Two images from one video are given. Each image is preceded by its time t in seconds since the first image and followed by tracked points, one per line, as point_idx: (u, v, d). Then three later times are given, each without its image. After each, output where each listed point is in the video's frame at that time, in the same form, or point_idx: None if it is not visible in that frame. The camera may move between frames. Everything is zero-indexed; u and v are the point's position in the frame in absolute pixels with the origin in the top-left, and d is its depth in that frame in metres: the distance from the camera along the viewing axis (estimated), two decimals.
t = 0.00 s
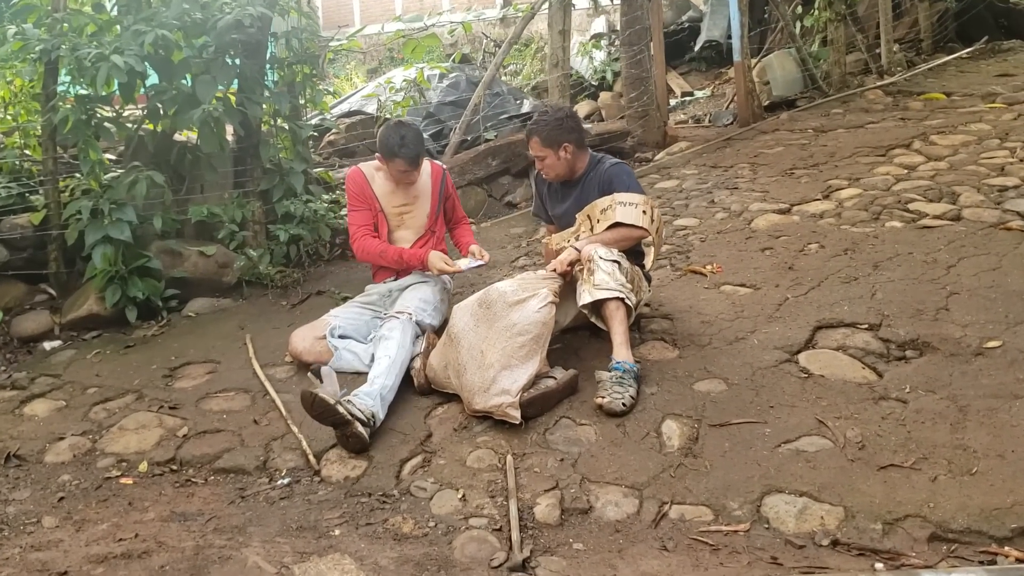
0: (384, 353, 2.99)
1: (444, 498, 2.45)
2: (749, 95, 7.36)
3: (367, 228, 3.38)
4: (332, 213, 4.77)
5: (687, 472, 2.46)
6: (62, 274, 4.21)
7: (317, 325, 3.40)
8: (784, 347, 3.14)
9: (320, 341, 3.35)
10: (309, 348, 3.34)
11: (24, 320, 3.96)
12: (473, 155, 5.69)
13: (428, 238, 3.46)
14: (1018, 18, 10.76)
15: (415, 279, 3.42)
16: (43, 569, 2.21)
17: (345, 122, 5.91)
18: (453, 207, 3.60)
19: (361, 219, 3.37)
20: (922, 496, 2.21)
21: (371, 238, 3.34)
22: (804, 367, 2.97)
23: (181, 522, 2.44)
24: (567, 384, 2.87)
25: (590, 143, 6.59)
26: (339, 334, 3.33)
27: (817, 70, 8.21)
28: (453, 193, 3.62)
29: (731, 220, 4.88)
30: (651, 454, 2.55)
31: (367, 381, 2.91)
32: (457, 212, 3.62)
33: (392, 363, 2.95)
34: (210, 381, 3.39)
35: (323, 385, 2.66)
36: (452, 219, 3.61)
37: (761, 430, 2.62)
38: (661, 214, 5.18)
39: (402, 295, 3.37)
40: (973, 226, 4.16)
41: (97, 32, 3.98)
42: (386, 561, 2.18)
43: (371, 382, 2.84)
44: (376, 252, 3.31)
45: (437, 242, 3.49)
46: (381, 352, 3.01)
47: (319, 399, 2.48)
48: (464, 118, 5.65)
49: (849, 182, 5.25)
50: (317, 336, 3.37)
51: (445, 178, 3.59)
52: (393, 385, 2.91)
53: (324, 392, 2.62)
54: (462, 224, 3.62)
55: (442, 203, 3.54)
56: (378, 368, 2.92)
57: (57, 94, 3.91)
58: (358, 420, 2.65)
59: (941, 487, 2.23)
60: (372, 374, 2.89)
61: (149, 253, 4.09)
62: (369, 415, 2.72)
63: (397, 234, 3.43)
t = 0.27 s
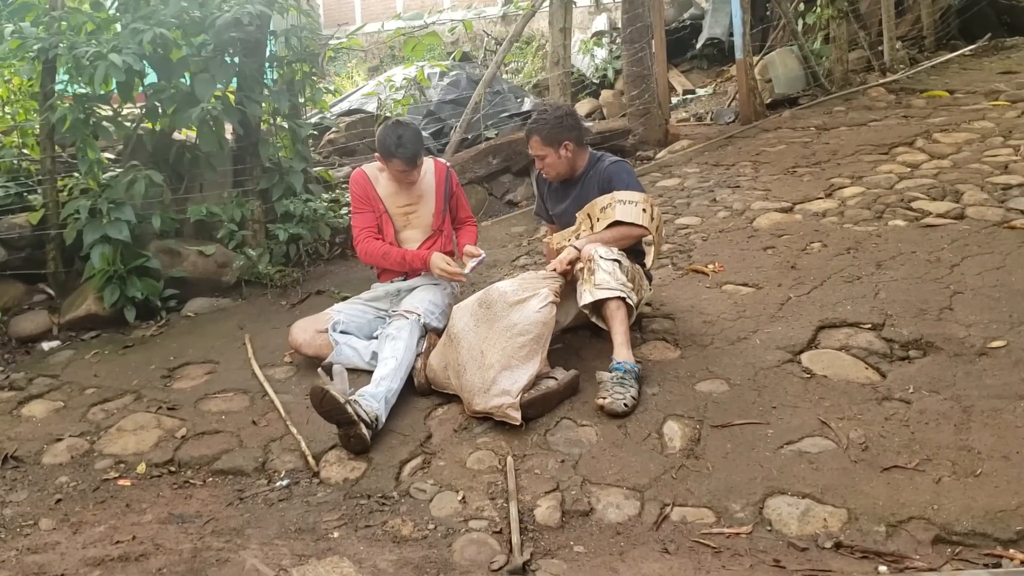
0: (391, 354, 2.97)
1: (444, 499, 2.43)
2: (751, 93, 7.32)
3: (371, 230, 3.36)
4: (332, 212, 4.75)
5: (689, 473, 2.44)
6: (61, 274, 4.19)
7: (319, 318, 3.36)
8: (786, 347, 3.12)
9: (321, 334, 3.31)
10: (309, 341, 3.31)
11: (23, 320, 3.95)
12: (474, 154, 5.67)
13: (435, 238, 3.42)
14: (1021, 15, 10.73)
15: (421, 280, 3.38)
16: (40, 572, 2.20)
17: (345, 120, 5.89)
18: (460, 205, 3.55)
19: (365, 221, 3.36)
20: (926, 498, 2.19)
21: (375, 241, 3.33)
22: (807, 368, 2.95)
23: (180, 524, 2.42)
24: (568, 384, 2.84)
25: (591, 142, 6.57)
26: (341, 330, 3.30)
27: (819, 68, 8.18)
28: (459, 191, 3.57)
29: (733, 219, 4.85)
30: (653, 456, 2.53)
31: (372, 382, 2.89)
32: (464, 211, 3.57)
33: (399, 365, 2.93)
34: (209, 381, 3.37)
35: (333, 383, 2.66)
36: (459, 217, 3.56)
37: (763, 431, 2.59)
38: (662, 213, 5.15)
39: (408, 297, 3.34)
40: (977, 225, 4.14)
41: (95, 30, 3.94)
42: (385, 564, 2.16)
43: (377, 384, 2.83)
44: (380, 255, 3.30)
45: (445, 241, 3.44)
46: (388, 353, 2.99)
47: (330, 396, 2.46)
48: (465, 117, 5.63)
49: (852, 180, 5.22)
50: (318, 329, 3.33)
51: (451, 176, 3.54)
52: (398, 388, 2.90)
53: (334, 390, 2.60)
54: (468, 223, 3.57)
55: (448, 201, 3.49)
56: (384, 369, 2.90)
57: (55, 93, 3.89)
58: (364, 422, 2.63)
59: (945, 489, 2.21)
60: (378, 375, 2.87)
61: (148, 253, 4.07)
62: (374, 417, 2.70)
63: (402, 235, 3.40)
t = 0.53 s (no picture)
0: (388, 358, 2.96)
1: (442, 504, 2.42)
2: (752, 95, 7.31)
3: (368, 233, 3.37)
4: (331, 214, 4.74)
5: (688, 478, 2.42)
6: (59, 276, 4.18)
7: (318, 316, 3.36)
8: (786, 351, 3.11)
9: (320, 332, 3.32)
10: (307, 339, 3.32)
11: (20, 321, 3.94)
12: (474, 156, 5.66)
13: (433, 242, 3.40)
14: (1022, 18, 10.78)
15: (421, 286, 3.37)
16: None
17: (345, 122, 5.87)
18: (460, 209, 3.52)
19: (361, 224, 3.36)
20: (926, 504, 2.18)
21: (371, 243, 3.33)
22: (807, 372, 2.94)
23: (176, 528, 2.41)
24: (566, 389, 2.82)
25: (591, 144, 6.56)
26: (340, 330, 3.29)
27: (820, 71, 8.17)
28: (460, 194, 3.54)
29: (734, 222, 4.84)
30: (652, 461, 2.52)
31: (369, 386, 2.87)
32: (465, 215, 3.53)
33: (396, 369, 2.91)
34: (207, 384, 3.36)
35: (327, 387, 2.66)
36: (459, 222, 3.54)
37: (763, 436, 2.58)
38: (663, 216, 5.14)
39: (407, 300, 3.33)
40: (978, 229, 4.12)
41: (94, 31, 3.94)
42: (382, 569, 2.15)
43: (373, 388, 2.82)
44: (375, 257, 3.30)
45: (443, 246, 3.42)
46: (386, 357, 2.97)
47: (323, 403, 2.47)
48: (465, 119, 5.64)
49: (853, 184, 5.21)
50: (317, 327, 3.33)
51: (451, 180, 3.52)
52: (395, 393, 2.88)
53: (328, 395, 2.61)
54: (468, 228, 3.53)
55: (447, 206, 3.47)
56: (382, 373, 2.89)
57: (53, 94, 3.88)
58: (359, 426, 2.63)
59: (945, 495, 2.20)
60: (375, 379, 2.85)
61: (146, 254, 4.07)
62: (370, 421, 2.68)
63: (400, 239, 3.39)
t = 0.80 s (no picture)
0: (383, 365, 2.95)
1: (438, 510, 2.41)
2: (753, 100, 7.31)
3: (360, 237, 3.38)
4: (331, 217, 4.74)
5: (686, 486, 2.41)
6: (57, 277, 4.18)
7: (315, 323, 3.36)
8: (785, 358, 3.10)
9: (317, 339, 3.31)
10: (304, 347, 3.31)
11: (18, 323, 3.94)
12: (474, 160, 5.65)
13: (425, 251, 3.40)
14: None
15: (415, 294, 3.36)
16: None
17: (345, 124, 5.85)
18: (457, 215, 3.47)
19: (354, 228, 3.38)
20: (924, 513, 2.17)
21: (362, 249, 3.34)
22: (806, 380, 2.93)
23: (171, 532, 2.40)
24: (566, 394, 2.79)
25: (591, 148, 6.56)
26: (337, 336, 3.29)
27: (821, 76, 8.16)
28: (459, 198, 3.48)
29: (734, 227, 4.84)
30: (649, 468, 2.51)
31: (364, 393, 2.87)
32: (463, 222, 3.48)
33: (391, 376, 2.91)
34: (204, 388, 3.35)
35: (317, 398, 2.61)
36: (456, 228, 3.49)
37: (761, 444, 2.57)
38: (663, 221, 5.14)
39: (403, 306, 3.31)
40: (978, 236, 4.12)
41: (94, 33, 3.94)
42: None
43: (368, 395, 2.81)
44: (364, 265, 3.32)
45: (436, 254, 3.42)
46: (382, 364, 2.96)
47: (313, 416, 2.46)
48: (465, 123, 5.66)
49: (853, 190, 5.20)
50: (314, 334, 3.33)
51: (450, 185, 3.48)
52: (390, 400, 2.88)
53: (317, 407, 2.58)
54: (466, 234, 3.48)
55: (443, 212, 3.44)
56: (377, 380, 2.88)
57: (52, 95, 3.88)
58: (350, 435, 2.60)
59: (943, 504, 2.19)
60: (370, 386, 2.85)
61: (144, 256, 4.06)
62: (364, 429, 2.68)
63: (393, 245, 3.41)
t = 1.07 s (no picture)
0: (381, 371, 2.95)
1: (432, 517, 2.41)
2: (752, 107, 7.32)
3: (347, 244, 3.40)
4: (328, 221, 4.74)
5: (681, 495, 2.41)
6: (53, 280, 4.18)
7: (311, 330, 3.36)
8: (782, 367, 3.09)
9: (313, 345, 3.31)
10: (300, 353, 3.30)
11: (14, 326, 3.94)
12: (472, 165, 5.66)
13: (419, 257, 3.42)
14: (1023, 34, 10.83)
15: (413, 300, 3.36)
16: None
17: (344, 129, 5.85)
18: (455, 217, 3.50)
19: (340, 235, 3.38)
20: (918, 524, 2.16)
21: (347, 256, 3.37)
22: (802, 389, 2.92)
23: (163, 538, 2.40)
24: (561, 402, 2.78)
25: (590, 154, 6.56)
26: (333, 342, 3.29)
27: (821, 84, 8.17)
28: (455, 199, 3.50)
29: (732, 235, 4.84)
30: (644, 476, 2.50)
31: (361, 399, 2.87)
32: (463, 220, 3.49)
33: (389, 384, 2.90)
34: (199, 392, 3.34)
35: (316, 404, 2.62)
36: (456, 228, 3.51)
37: (756, 453, 2.57)
38: (661, 228, 5.14)
39: (400, 313, 3.32)
40: (976, 246, 4.12)
41: (93, 35, 3.95)
42: None
43: (365, 402, 2.81)
44: (342, 270, 3.34)
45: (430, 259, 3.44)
46: (380, 370, 2.96)
47: (311, 422, 2.45)
48: (464, 127, 5.67)
49: (851, 199, 5.21)
50: (310, 340, 3.33)
51: (443, 189, 3.49)
52: (387, 407, 2.88)
53: (315, 413, 2.57)
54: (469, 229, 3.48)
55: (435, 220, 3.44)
56: (374, 387, 2.88)
57: (49, 97, 3.89)
58: (347, 442, 2.60)
59: (938, 515, 2.18)
60: (367, 393, 2.85)
61: (141, 259, 4.06)
62: (360, 436, 2.67)
63: (386, 252, 3.41)
